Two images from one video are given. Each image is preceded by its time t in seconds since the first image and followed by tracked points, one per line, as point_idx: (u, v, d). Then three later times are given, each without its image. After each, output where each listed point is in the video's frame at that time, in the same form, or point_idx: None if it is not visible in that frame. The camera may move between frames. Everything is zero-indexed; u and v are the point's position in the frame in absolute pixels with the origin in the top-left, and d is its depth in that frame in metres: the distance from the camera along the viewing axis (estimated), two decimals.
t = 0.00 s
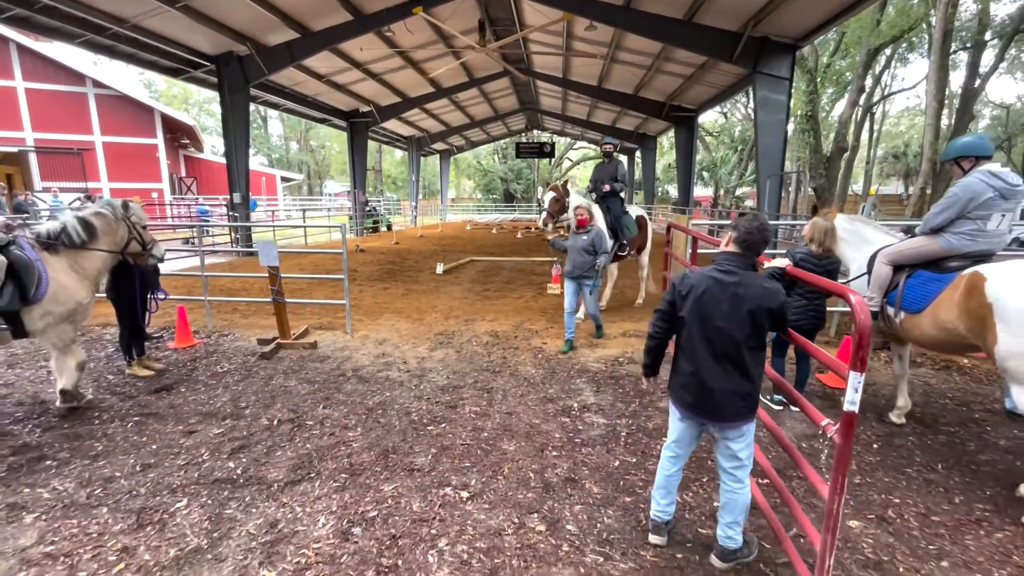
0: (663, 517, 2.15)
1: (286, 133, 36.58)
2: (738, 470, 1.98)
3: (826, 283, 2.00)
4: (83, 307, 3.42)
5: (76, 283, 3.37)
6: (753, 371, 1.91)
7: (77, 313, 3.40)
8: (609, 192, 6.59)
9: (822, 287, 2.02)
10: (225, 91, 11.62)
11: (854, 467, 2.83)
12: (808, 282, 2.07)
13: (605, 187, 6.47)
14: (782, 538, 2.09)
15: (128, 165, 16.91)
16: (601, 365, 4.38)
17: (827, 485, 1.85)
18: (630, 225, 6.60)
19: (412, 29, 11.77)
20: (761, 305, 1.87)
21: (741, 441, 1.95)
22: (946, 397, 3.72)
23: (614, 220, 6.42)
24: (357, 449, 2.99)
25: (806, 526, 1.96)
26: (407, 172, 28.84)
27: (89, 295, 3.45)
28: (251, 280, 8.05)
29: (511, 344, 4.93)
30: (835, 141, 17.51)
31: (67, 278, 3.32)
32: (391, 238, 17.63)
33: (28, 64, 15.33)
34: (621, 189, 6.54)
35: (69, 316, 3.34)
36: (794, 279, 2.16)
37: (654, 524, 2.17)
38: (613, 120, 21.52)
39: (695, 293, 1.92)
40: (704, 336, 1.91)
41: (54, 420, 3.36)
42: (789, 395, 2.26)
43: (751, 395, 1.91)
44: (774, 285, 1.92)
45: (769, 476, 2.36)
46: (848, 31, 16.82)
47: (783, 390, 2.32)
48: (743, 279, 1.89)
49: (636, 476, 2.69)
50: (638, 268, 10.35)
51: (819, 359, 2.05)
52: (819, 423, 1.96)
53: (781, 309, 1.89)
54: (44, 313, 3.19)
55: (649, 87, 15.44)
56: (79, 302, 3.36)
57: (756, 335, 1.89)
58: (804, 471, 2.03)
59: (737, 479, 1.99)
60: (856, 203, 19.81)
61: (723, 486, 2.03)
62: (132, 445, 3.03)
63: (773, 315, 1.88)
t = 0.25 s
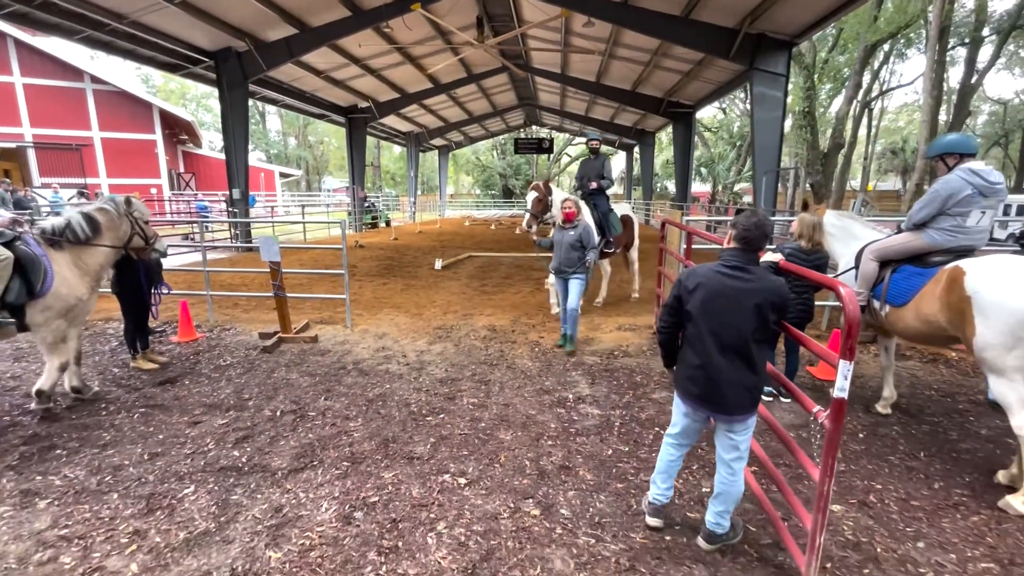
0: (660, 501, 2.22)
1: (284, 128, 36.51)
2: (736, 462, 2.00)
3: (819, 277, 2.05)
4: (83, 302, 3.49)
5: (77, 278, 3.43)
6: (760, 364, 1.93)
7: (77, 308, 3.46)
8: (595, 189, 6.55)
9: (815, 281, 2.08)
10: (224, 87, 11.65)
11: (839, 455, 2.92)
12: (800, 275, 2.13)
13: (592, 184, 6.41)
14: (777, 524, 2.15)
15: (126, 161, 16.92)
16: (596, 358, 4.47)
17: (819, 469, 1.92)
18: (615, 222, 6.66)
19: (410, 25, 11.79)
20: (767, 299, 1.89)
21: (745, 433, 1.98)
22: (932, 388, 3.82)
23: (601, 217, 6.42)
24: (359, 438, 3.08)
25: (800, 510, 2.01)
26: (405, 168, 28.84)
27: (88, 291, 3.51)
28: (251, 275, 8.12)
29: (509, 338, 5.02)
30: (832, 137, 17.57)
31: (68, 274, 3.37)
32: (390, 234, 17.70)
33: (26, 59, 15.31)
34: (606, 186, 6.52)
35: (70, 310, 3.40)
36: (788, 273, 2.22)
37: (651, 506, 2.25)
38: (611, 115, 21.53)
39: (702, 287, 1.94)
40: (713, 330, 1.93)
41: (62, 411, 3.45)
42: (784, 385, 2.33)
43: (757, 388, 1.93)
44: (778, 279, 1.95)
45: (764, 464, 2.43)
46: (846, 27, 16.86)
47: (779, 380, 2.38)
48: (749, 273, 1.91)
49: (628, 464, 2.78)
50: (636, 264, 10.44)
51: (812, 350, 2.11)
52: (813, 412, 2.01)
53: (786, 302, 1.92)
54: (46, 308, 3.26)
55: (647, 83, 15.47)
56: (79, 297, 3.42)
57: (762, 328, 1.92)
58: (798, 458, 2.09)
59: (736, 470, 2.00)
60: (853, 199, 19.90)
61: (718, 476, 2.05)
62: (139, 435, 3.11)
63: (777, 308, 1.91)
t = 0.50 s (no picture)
0: (676, 499, 2.24)
1: (283, 125, 36.46)
2: (724, 454, 2.04)
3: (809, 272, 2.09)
4: (83, 298, 3.56)
5: (76, 274, 3.50)
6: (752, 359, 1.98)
7: (77, 305, 3.53)
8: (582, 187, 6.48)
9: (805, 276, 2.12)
10: (224, 85, 11.68)
11: (827, 447, 3.00)
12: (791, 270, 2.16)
13: (581, 181, 6.32)
14: (770, 512, 2.21)
15: (125, 158, 16.94)
16: (592, 353, 4.55)
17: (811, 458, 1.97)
18: (603, 220, 6.72)
19: (408, 23, 11.82)
20: (762, 296, 1.93)
21: (735, 426, 2.02)
22: (920, 383, 3.91)
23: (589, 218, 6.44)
24: (359, 431, 3.16)
25: (794, 499, 2.07)
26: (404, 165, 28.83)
27: (88, 288, 3.58)
28: (251, 272, 8.18)
29: (505, 334, 5.09)
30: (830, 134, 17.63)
31: (69, 271, 3.43)
32: (389, 231, 17.73)
33: (24, 56, 15.31)
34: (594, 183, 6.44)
35: (70, 306, 3.46)
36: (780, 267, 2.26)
37: (669, 504, 2.27)
38: (610, 113, 21.55)
39: (701, 282, 1.97)
40: (710, 325, 1.96)
41: (68, 405, 3.52)
42: (778, 378, 2.37)
43: (749, 382, 1.98)
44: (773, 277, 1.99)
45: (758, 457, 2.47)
46: (844, 24, 16.88)
47: (773, 374, 2.42)
48: (747, 270, 1.96)
49: (621, 456, 2.86)
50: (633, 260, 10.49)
51: (805, 344, 2.15)
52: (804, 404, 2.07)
53: (781, 299, 1.96)
54: (48, 305, 3.31)
55: (645, 80, 15.50)
56: (79, 293, 3.48)
57: (758, 324, 1.96)
58: (792, 449, 2.14)
59: (724, 462, 2.05)
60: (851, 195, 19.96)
61: (708, 468, 2.09)
62: (144, 428, 3.19)
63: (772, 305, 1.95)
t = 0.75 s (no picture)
0: (673, 489, 2.31)
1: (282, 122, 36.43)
2: (718, 445, 2.11)
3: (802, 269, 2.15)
4: (81, 297, 3.59)
5: (76, 273, 3.54)
6: (745, 354, 2.04)
7: (76, 304, 3.56)
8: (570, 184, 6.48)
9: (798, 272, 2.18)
10: (224, 82, 11.71)
11: (819, 440, 3.08)
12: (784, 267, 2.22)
13: (570, 177, 6.35)
14: (763, 503, 2.28)
15: (125, 156, 16.96)
16: (590, 349, 4.62)
17: (803, 449, 2.04)
18: (593, 216, 6.64)
19: (408, 20, 11.84)
20: (756, 293, 1.99)
21: (728, 418, 2.09)
22: (912, 378, 3.99)
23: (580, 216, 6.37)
24: (362, 425, 3.23)
25: (786, 489, 2.13)
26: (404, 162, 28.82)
27: (86, 286, 3.62)
28: (253, 269, 8.24)
29: (505, 330, 5.16)
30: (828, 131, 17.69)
31: (68, 270, 3.47)
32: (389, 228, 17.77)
33: (23, 54, 15.30)
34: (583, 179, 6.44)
35: (69, 305, 3.50)
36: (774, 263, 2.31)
37: (665, 495, 2.34)
38: (609, 110, 21.59)
39: (698, 279, 2.04)
40: (706, 321, 2.02)
41: (75, 401, 3.58)
42: (773, 372, 2.43)
43: (741, 376, 2.04)
44: (768, 275, 2.05)
45: (753, 449, 2.54)
46: (843, 22, 16.91)
47: (768, 368, 2.48)
48: (742, 268, 2.01)
49: (618, 448, 2.93)
50: (632, 258, 10.54)
51: (798, 339, 2.21)
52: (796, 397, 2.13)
53: (774, 297, 2.02)
54: (48, 304, 3.35)
55: (644, 78, 15.53)
56: (77, 292, 3.52)
57: (752, 320, 2.02)
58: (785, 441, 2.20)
59: (717, 453, 2.12)
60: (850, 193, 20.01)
61: (702, 458, 2.16)
62: (152, 422, 3.26)
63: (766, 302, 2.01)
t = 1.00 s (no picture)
0: (671, 482, 2.37)
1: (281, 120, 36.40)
2: (715, 436, 2.17)
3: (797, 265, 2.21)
4: (82, 297, 3.63)
5: (78, 273, 3.59)
6: (742, 349, 2.10)
7: (77, 303, 3.61)
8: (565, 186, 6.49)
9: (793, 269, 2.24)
10: (224, 80, 11.73)
11: (814, 434, 3.15)
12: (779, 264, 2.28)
13: (564, 178, 6.36)
14: (758, 494, 2.35)
15: (125, 154, 16.98)
16: (591, 346, 4.68)
17: (797, 441, 2.10)
18: (586, 219, 6.60)
19: (408, 19, 11.87)
20: (753, 290, 2.05)
21: (725, 410, 2.15)
22: (907, 373, 4.05)
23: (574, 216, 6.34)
24: (367, 420, 3.29)
25: (781, 479, 2.20)
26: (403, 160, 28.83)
27: (88, 285, 3.67)
28: (254, 266, 8.30)
29: (506, 327, 5.23)
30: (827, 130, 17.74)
31: (70, 269, 3.52)
32: (389, 226, 17.80)
33: (23, 52, 15.31)
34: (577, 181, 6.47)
35: (70, 304, 3.54)
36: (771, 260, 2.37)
37: (663, 487, 2.40)
38: (609, 108, 21.62)
39: (696, 276, 2.09)
40: (704, 316, 2.08)
41: (83, 396, 3.64)
42: (769, 367, 2.48)
43: (738, 370, 2.10)
44: (764, 273, 2.11)
45: (750, 442, 2.60)
46: (842, 20, 16.95)
47: (764, 363, 2.54)
48: (739, 266, 2.07)
49: (618, 442, 3.00)
50: (631, 256, 10.58)
51: (794, 335, 2.27)
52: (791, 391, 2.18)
53: (770, 294, 2.08)
54: (47, 305, 3.38)
55: (643, 76, 15.57)
56: (79, 291, 3.57)
57: (748, 316, 2.08)
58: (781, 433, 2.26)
59: (714, 445, 2.18)
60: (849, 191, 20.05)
61: (700, 449, 2.22)
62: (160, 417, 3.32)
63: (761, 298, 2.07)
